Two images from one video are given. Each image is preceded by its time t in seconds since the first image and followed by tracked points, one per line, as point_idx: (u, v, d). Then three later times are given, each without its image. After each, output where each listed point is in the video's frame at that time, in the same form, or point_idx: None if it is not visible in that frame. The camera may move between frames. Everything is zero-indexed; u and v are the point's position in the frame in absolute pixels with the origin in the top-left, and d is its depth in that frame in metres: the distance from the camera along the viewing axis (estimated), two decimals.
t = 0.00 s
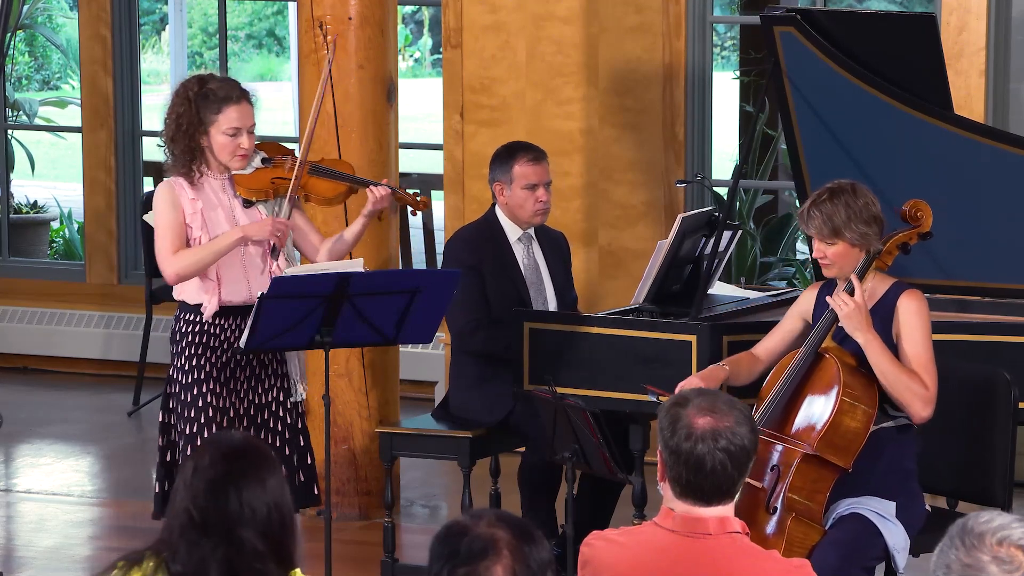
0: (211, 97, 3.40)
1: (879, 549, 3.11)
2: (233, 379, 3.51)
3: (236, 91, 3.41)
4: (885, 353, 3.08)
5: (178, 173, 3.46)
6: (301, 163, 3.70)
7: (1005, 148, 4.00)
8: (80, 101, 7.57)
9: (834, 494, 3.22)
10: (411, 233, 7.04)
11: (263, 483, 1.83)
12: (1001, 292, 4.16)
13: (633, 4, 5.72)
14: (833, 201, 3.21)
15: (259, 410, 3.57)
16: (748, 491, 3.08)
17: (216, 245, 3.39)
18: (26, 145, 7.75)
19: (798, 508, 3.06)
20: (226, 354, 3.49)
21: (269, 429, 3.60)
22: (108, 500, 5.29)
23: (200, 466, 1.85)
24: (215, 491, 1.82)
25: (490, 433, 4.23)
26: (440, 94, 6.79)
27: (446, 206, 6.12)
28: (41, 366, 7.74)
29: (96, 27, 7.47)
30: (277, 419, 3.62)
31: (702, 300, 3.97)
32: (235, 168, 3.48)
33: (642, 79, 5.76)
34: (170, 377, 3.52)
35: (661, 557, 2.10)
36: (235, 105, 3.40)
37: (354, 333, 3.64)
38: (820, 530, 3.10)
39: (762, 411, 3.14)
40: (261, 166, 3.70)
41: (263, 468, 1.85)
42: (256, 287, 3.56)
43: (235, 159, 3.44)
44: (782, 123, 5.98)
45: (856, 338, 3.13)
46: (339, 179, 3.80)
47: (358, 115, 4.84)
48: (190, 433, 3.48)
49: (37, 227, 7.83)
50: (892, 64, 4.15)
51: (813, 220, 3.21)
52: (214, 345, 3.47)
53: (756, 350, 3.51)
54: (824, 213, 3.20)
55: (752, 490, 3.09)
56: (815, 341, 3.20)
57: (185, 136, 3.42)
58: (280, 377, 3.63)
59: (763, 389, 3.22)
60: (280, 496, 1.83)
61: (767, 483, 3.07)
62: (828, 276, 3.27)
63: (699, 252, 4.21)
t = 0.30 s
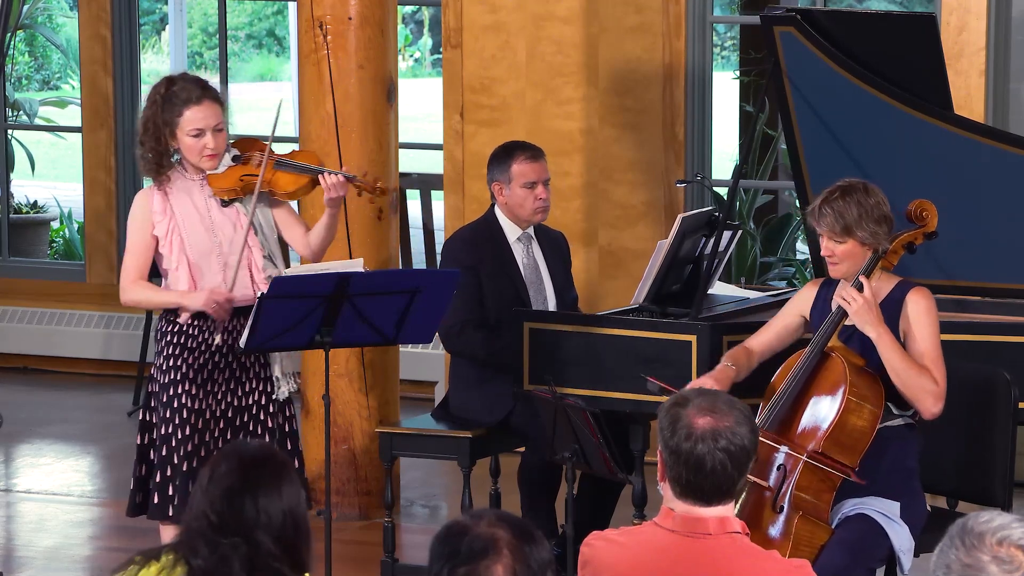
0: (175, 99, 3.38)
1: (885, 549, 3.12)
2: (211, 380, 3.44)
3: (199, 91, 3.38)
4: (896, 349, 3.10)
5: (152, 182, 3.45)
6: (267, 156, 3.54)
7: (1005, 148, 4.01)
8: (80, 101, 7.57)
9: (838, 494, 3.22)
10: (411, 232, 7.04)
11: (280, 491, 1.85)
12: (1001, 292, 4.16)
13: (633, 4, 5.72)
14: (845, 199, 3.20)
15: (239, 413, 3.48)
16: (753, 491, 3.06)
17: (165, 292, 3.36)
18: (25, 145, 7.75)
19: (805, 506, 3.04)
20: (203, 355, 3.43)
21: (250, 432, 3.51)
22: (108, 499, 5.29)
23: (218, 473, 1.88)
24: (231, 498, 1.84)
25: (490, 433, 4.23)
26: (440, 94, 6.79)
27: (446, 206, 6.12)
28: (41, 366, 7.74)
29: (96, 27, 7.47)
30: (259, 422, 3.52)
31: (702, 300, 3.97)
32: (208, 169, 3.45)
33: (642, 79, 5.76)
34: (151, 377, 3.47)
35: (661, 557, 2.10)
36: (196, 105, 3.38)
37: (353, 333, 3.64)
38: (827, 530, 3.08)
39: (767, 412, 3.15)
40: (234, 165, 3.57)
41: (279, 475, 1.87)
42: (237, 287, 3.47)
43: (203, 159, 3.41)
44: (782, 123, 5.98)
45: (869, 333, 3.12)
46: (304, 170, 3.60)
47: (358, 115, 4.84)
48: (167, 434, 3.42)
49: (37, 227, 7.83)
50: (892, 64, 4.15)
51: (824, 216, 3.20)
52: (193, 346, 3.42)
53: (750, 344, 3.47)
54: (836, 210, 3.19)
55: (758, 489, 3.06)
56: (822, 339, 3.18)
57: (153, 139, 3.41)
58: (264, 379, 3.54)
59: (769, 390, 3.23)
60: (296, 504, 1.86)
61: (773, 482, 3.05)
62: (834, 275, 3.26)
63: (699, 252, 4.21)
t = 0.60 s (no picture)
0: (151, 98, 3.41)
1: (886, 550, 3.13)
2: (187, 384, 3.44)
3: (174, 91, 3.40)
4: (898, 347, 3.10)
5: (130, 181, 3.51)
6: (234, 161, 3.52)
7: (1005, 148, 4.01)
8: (80, 100, 7.56)
9: (839, 495, 3.22)
10: (411, 232, 7.04)
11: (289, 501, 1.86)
12: (1002, 292, 4.16)
13: (633, 4, 5.72)
14: (845, 198, 3.20)
15: (218, 415, 3.46)
16: (755, 491, 3.05)
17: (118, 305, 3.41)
18: (26, 145, 7.75)
19: (808, 505, 3.04)
20: (178, 358, 3.44)
21: (231, 434, 3.48)
22: (108, 499, 5.29)
23: (227, 480, 1.88)
24: (241, 507, 1.85)
25: (490, 433, 4.23)
26: (440, 93, 6.79)
27: (446, 206, 6.12)
28: (41, 366, 7.74)
29: (96, 27, 7.46)
30: (240, 424, 3.49)
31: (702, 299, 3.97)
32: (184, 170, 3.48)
33: (642, 79, 5.76)
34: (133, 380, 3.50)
35: (661, 557, 2.10)
36: (171, 105, 3.40)
37: (353, 333, 3.64)
38: (831, 529, 3.08)
39: (770, 410, 3.13)
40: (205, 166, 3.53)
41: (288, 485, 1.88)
42: (205, 294, 3.47)
43: (177, 160, 3.44)
44: (782, 123, 5.98)
45: (871, 328, 3.13)
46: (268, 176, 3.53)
47: (358, 115, 4.84)
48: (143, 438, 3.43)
49: (37, 227, 7.82)
50: (892, 64, 4.15)
51: (825, 216, 3.20)
52: (168, 349, 3.44)
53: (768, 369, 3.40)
54: (836, 209, 3.19)
55: (760, 489, 3.05)
56: (823, 339, 3.19)
57: (132, 136, 3.47)
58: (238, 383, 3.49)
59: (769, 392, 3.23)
60: (304, 514, 1.87)
61: (775, 481, 3.05)
62: (834, 273, 3.26)
63: (699, 252, 4.21)
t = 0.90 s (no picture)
0: (151, 94, 3.41)
1: (886, 550, 3.13)
2: (178, 385, 3.43)
3: (175, 87, 3.41)
4: (897, 346, 3.10)
5: (126, 178, 3.51)
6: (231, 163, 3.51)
7: (1005, 148, 4.01)
8: (80, 100, 7.56)
9: (838, 495, 3.22)
10: (411, 233, 7.04)
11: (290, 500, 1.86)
12: (1002, 292, 4.16)
13: (633, 4, 5.72)
14: (844, 198, 3.20)
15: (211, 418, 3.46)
16: (756, 491, 3.05)
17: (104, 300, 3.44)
18: (26, 145, 7.75)
19: (807, 505, 3.05)
20: (170, 359, 3.43)
21: (225, 436, 3.48)
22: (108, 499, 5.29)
23: (229, 480, 1.88)
24: (242, 508, 1.84)
25: (490, 433, 4.23)
26: (440, 93, 6.79)
27: (446, 206, 6.12)
28: (41, 366, 7.74)
29: (96, 27, 7.45)
30: (234, 425, 3.49)
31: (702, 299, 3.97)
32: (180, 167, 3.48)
33: (642, 79, 5.76)
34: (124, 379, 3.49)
35: (661, 557, 2.10)
36: (171, 101, 3.40)
37: (353, 333, 3.64)
38: (831, 529, 3.08)
39: (768, 411, 3.14)
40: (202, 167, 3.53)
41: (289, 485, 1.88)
42: (194, 294, 3.46)
43: (175, 156, 3.44)
44: (782, 123, 5.98)
45: (869, 329, 3.13)
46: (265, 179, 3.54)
47: (358, 115, 4.84)
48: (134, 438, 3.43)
49: (37, 228, 7.82)
50: (892, 64, 4.15)
51: (824, 216, 3.20)
52: (158, 350, 3.43)
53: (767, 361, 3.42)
54: (835, 209, 3.19)
55: (760, 489, 3.06)
56: (820, 339, 3.18)
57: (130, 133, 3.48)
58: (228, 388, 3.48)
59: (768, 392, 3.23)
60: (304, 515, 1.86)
61: (775, 482, 3.05)
62: (833, 273, 3.26)
63: (699, 252, 4.22)
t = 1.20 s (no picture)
0: (151, 100, 3.41)
1: (886, 550, 3.13)
2: (181, 385, 3.43)
3: (174, 92, 3.41)
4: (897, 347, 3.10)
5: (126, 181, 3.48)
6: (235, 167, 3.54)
7: (1005, 148, 4.01)
8: (80, 100, 7.56)
9: (838, 496, 3.22)
10: (411, 233, 7.04)
11: (276, 489, 1.85)
12: (1002, 292, 4.16)
13: (633, 4, 5.72)
14: (843, 198, 3.20)
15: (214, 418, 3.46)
16: (756, 492, 3.05)
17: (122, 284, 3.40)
18: (26, 145, 7.76)
19: (807, 505, 3.04)
20: (173, 359, 3.44)
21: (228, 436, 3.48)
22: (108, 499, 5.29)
23: (218, 473, 1.88)
24: (230, 503, 1.84)
25: (490, 433, 4.23)
26: (440, 93, 6.79)
27: (446, 206, 6.12)
28: (41, 366, 7.75)
29: (96, 27, 7.45)
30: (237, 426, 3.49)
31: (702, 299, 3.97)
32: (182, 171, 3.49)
33: (642, 79, 5.76)
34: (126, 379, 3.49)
35: (661, 557, 2.10)
36: (171, 106, 3.40)
37: (353, 333, 3.64)
38: (831, 529, 3.08)
39: (769, 413, 3.14)
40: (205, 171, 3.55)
41: (274, 477, 1.87)
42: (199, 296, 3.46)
43: (176, 161, 3.45)
44: (782, 123, 5.98)
45: (868, 331, 3.13)
46: (270, 185, 3.58)
47: (358, 115, 4.84)
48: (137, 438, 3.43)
49: (37, 228, 7.82)
50: (892, 64, 4.15)
51: (822, 217, 3.20)
52: (162, 350, 3.43)
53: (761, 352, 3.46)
54: (834, 210, 3.19)
55: (760, 490, 3.06)
56: (820, 340, 3.18)
57: (129, 140, 3.46)
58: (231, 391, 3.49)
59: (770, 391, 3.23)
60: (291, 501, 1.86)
61: (776, 482, 3.05)
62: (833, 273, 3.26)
63: (699, 252, 4.21)
